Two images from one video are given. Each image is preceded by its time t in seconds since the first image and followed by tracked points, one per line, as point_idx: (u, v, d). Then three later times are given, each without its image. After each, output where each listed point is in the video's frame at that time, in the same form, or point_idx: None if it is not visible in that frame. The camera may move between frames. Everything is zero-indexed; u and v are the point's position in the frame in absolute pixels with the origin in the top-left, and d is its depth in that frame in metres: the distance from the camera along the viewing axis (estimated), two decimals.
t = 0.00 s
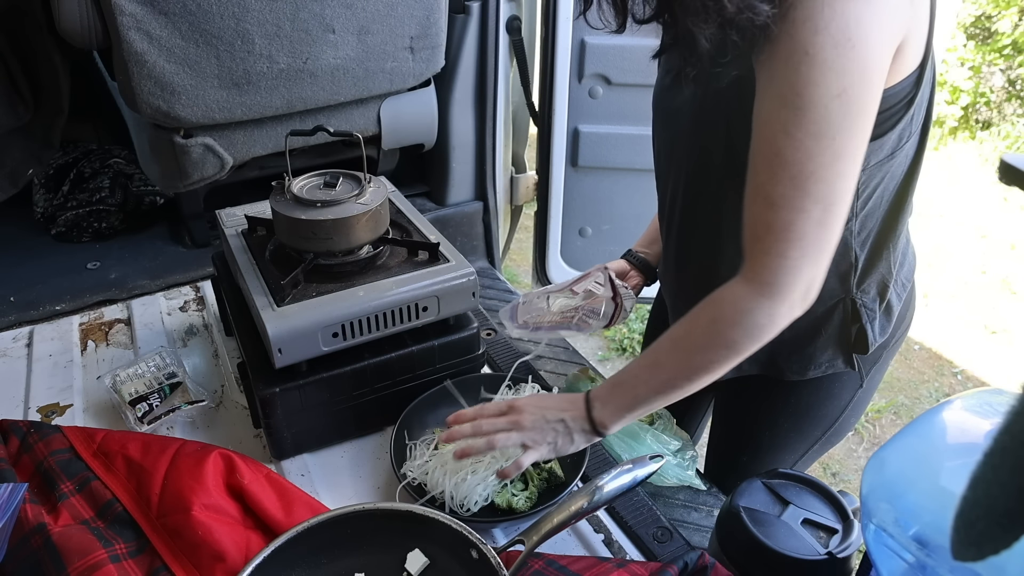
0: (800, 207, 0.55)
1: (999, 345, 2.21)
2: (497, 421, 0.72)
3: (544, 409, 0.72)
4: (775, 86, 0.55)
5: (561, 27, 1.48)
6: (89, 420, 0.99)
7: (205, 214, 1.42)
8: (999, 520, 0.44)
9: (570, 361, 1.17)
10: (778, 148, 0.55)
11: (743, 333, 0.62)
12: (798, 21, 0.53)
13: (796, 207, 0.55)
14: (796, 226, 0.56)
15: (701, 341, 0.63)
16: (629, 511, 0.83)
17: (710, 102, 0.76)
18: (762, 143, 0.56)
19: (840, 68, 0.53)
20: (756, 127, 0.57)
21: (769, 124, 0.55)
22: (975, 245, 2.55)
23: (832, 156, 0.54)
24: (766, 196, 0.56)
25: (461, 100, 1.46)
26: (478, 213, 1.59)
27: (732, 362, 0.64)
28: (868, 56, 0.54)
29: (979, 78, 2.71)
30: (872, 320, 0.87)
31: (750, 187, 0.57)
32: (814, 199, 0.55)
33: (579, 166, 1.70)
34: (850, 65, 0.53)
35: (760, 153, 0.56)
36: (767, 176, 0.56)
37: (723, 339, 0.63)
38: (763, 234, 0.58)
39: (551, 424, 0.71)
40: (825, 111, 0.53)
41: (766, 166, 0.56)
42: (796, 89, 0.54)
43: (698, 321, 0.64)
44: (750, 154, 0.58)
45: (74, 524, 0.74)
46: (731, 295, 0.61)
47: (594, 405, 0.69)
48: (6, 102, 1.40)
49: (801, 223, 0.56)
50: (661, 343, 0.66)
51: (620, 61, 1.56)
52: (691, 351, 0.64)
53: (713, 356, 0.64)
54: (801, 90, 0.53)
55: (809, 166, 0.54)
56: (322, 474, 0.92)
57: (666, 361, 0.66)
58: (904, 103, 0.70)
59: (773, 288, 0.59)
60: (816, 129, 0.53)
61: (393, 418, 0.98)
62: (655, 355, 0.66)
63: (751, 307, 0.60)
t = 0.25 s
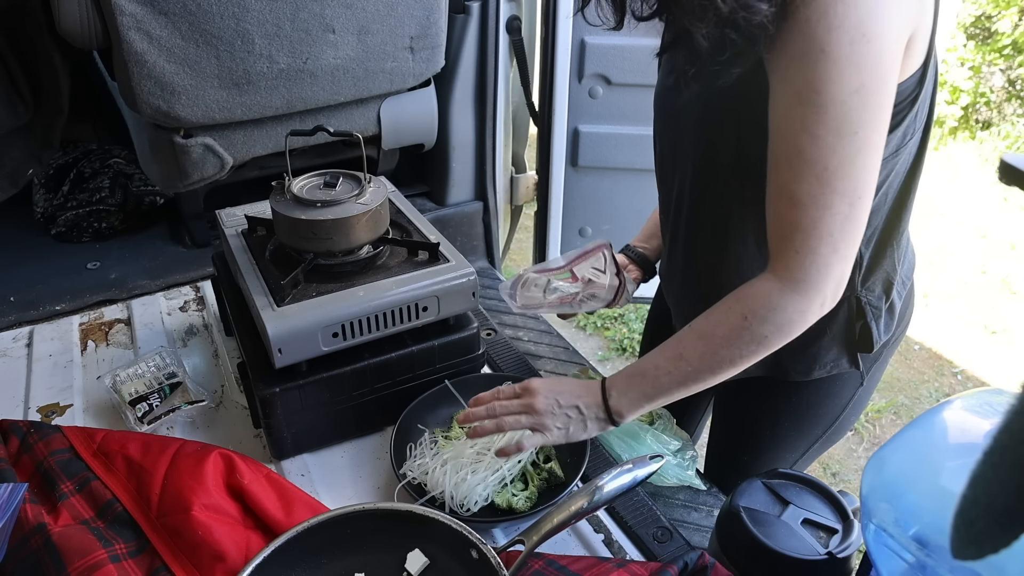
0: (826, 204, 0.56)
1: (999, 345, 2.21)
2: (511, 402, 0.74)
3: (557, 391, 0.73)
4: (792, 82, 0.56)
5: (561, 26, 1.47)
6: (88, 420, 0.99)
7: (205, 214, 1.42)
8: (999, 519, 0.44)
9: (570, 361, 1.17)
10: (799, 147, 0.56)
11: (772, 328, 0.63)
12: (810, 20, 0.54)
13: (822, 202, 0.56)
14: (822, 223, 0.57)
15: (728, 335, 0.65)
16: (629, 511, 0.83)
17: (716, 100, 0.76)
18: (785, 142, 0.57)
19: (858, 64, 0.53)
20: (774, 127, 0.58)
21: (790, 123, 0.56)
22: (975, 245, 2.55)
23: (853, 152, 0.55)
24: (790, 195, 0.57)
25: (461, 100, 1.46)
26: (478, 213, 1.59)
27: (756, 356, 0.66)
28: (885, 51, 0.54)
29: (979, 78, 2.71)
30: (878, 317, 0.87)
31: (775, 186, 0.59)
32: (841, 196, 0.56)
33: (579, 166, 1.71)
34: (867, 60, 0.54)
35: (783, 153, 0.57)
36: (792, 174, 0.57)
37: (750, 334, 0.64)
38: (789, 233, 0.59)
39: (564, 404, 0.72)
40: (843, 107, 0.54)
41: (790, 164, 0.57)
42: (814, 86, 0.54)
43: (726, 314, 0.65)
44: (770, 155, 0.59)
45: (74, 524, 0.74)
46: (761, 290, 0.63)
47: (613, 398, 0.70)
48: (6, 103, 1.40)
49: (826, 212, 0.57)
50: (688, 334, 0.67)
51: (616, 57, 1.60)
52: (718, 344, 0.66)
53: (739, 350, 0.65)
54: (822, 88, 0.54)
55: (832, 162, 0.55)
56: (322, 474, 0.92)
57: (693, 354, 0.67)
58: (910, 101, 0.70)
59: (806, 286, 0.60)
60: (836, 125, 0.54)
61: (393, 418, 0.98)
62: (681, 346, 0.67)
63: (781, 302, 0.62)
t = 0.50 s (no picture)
0: (828, 208, 0.57)
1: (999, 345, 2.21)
2: (512, 424, 0.72)
3: (558, 415, 0.70)
4: (807, 85, 0.56)
5: (561, 27, 1.48)
6: (88, 420, 0.99)
7: (205, 214, 1.42)
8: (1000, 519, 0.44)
9: (570, 360, 1.17)
10: (806, 149, 0.56)
11: (765, 333, 0.63)
12: (829, 24, 0.53)
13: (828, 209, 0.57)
14: (823, 226, 0.57)
15: (722, 339, 0.65)
16: (629, 511, 0.83)
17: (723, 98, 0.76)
18: (793, 144, 0.57)
19: (872, 70, 0.53)
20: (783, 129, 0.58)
21: (799, 126, 0.56)
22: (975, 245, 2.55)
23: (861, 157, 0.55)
24: (792, 196, 0.57)
25: (461, 99, 1.46)
26: (478, 213, 1.59)
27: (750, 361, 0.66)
28: (898, 56, 0.54)
29: (979, 78, 2.71)
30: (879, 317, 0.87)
31: (777, 188, 0.58)
32: (842, 200, 0.56)
33: (579, 166, 1.73)
34: (880, 66, 0.53)
35: (788, 154, 0.57)
36: (796, 176, 0.57)
37: (745, 340, 0.64)
38: (788, 234, 0.59)
39: (566, 426, 0.70)
40: (854, 113, 0.54)
41: (797, 167, 0.56)
42: (829, 91, 0.54)
43: (721, 320, 0.65)
44: (774, 154, 0.59)
45: (74, 524, 0.74)
46: (756, 295, 0.62)
47: (609, 408, 0.70)
48: (6, 103, 1.40)
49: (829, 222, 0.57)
50: (682, 340, 0.67)
51: (616, 58, 1.59)
52: (712, 348, 0.65)
53: (734, 356, 0.65)
54: (834, 92, 0.54)
55: (838, 167, 0.55)
56: (322, 474, 0.92)
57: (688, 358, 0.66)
58: (920, 105, 0.70)
59: (801, 290, 0.60)
60: (846, 130, 0.54)
61: (393, 418, 0.98)
62: (675, 353, 0.67)
63: (775, 305, 0.62)
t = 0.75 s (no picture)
0: (852, 219, 0.57)
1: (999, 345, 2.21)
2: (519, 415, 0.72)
3: (564, 425, 0.71)
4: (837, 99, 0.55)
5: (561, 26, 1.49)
6: (88, 420, 0.99)
7: (205, 214, 1.42)
8: (1000, 520, 0.44)
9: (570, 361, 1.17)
10: (833, 162, 0.55)
11: (784, 337, 0.64)
12: (866, 37, 0.52)
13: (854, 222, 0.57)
14: (845, 236, 0.57)
15: (741, 344, 0.65)
16: (629, 511, 0.83)
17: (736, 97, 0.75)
18: (819, 155, 0.56)
19: (905, 86, 0.53)
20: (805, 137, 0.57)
21: (826, 138, 0.55)
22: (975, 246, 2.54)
23: (887, 172, 0.55)
24: (816, 208, 0.57)
25: (461, 99, 1.46)
26: (478, 213, 1.59)
27: (766, 363, 0.67)
28: (932, 66, 0.53)
29: (979, 78, 2.70)
30: (879, 317, 0.87)
31: (800, 199, 0.58)
32: (865, 213, 0.56)
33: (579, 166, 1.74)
34: (914, 82, 0.53)
35: (814, 166, 0.56)
36: (822, 189, 0.56)
37: (762, 347, 0.65)
38: (810, 245, 0.59)
39: (569, 421, 0.71)
40: (886, 128, 0.54)
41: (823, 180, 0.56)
42: (862, 105, 0.53)
43: (740, 325, 0.65)
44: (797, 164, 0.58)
45: (74, 524, 0.74)
46: (777, 304, 0.62)
47: (624, 416, 0.71)
48: (6, 103, 1.40)
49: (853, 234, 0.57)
50: (700, 346, 0.67)
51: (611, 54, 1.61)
52: (732, 352, 0.65)
53: (751, 361, 0.66)
54: (865, 107, 0.53)
55: (865, 180, 0.55)
56: (322, 474, 0.92)
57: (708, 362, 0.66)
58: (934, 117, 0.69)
59: (821, 297, 0.61)
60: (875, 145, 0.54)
61: (393, 418, 0.98)
62: (693, 359, 0.67)
63: (794, 312, 0.62)
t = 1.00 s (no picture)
0: (852, 235, 0.54)
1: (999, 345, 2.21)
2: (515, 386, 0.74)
3: (529, 421, 0.70)
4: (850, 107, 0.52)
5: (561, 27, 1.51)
6: (89, 420, 0.99)
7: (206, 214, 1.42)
8: (1000, 520, 0.44)
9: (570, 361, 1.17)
10: (840, 173, 0.53)
11: (768, 352, 0.60)
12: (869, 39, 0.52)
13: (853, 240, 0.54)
14: (843, 251, 0.55)
15: (725, 357, 0.61)
16: (629, 511, 0.83)
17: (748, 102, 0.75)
18: (827, 164, 0.53)
19: (923, 101, 0.51)
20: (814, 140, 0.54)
21: (834, 145, 0.53)
22: (975, 245, 2.54)
23: (893, 188, 0.53)
24: (817, 219, 0.54)
25: (461, 99, 1.46)
26: (478, 213, 1.59)
27: (747, 377, 0.63)
28: (949, 81, 0.51)
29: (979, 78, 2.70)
30: (878, 317, 0.87)
31: (800, 207, 0.55)
32: (867, 228, 0.54)
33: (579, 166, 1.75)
34: (932, 99, 0.51)
35: (822, 174, 0.53)
36: (825, 199, 0.53)
37: (747, 360, 0.61)
38: (806, 255, 0.55)
39: (536, 420, 0.70)
40: (898, 141, 0.51)
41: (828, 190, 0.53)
42: (876, 117, 0.51)
43: (724, 336, 0.61)
44: (802, 169, 0.55)
45: (73, 524, 0.74)
46: (765, 316, 0.58)
47: (603, 426, 0.66)
48: (7, 103, 1.40)
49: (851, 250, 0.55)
50: (683, 355, 0.63)
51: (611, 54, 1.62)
52: (716, 366, 0.61)
53: (735, 374, 0.62)
54: (881, 121, 0.51)
55: (871, 194, 0.53)
56: (322, 474, 0.92)
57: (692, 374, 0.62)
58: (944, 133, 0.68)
59: (809, 313, 0.58)
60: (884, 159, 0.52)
61: (393, 418, 0.98)
62: (675, 370, 0.62)
63: (780, 326, 0.58)
